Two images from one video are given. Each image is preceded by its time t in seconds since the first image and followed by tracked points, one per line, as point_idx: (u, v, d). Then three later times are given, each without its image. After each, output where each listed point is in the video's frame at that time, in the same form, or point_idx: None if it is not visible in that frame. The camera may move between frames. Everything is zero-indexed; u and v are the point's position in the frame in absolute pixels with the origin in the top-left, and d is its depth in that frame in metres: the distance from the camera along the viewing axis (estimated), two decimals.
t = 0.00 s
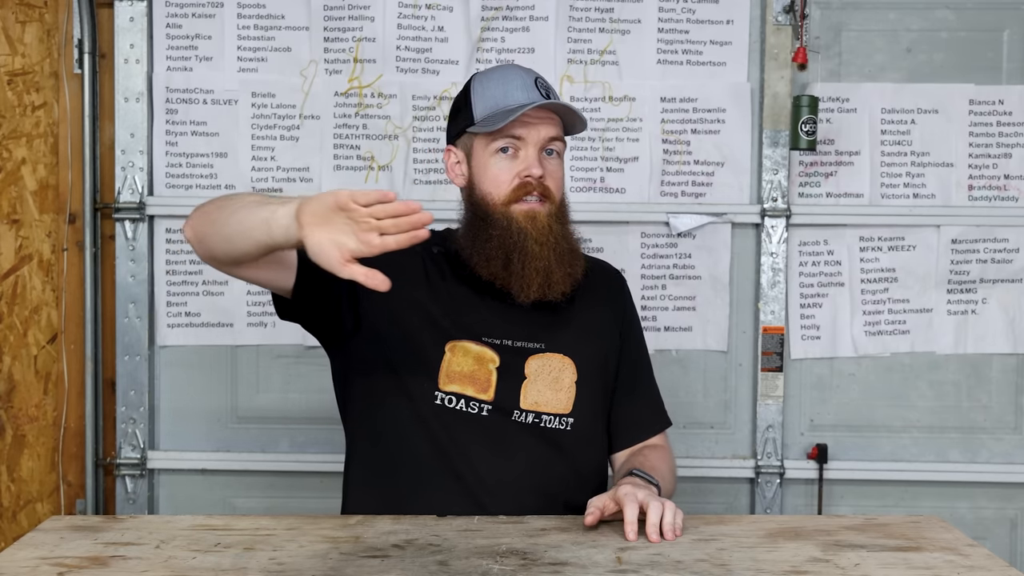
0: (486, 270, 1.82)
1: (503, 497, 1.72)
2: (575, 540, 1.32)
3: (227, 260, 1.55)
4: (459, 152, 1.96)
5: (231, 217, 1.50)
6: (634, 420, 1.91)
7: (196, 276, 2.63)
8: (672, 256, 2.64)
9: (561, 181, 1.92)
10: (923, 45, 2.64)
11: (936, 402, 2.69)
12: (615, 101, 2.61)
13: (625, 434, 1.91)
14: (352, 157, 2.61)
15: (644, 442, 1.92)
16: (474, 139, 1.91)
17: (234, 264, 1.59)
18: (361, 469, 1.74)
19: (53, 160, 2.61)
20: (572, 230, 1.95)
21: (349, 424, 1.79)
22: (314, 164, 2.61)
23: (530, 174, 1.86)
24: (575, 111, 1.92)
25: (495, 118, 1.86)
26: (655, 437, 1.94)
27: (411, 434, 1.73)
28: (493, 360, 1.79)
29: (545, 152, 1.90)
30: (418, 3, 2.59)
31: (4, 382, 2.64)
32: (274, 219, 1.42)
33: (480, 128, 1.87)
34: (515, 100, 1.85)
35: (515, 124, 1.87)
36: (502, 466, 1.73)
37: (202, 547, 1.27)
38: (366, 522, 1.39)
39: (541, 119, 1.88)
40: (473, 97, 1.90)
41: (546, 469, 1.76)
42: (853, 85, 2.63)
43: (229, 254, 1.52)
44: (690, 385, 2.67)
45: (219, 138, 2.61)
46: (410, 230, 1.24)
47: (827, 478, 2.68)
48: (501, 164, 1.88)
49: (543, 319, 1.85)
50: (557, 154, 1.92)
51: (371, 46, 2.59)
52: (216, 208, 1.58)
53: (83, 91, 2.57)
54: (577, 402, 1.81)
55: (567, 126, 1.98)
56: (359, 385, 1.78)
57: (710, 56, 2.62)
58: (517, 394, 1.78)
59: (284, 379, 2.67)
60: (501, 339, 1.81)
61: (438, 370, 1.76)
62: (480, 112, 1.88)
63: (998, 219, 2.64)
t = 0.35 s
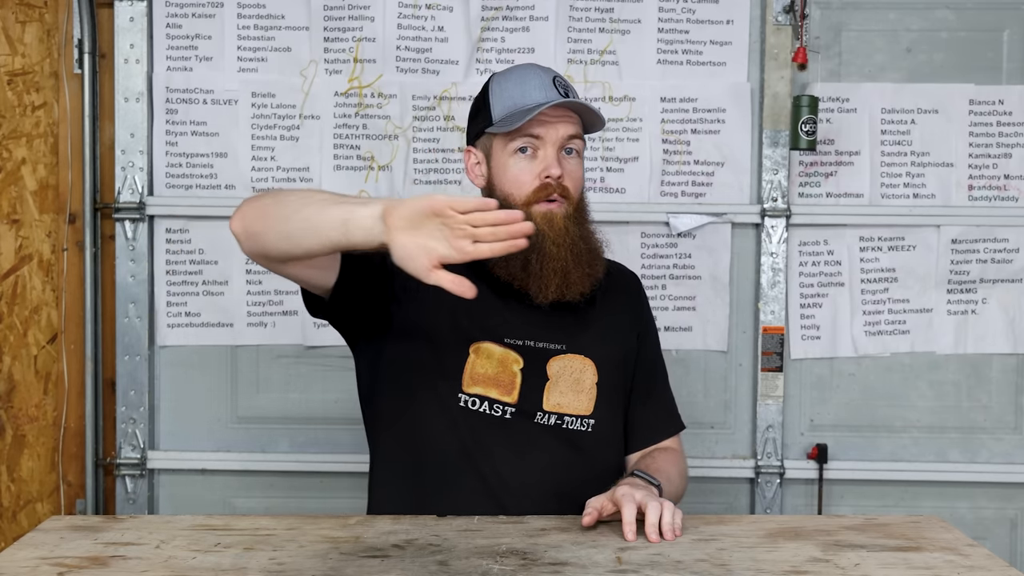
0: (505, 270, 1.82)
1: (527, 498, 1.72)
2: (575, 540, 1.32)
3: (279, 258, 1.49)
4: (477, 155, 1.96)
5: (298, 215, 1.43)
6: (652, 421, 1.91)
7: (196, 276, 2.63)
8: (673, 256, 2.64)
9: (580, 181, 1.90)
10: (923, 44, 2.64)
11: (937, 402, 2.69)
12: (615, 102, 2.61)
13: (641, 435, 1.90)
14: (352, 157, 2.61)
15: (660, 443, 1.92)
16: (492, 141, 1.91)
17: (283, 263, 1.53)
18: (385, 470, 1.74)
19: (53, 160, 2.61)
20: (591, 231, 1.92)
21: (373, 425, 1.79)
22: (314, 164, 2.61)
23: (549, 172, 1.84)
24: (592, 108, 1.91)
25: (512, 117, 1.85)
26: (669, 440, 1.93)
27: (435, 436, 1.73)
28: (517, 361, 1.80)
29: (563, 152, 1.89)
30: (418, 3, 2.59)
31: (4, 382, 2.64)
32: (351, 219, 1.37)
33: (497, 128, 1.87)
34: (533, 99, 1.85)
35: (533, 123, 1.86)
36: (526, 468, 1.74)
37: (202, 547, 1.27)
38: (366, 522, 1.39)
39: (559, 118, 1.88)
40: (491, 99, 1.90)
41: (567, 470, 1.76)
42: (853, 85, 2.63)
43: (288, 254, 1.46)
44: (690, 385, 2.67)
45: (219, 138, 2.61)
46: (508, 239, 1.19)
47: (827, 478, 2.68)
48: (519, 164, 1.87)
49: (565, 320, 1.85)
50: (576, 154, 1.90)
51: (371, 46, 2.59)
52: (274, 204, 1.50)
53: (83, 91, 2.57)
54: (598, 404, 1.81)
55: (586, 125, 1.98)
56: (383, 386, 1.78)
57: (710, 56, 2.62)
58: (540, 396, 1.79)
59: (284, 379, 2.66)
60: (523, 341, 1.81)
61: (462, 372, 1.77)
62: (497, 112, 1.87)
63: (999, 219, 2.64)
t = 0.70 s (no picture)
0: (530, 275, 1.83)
1: (553, 499, 1.72)
2: (575, 540, 1.32)
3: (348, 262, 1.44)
4: (497, 157, 1.97)
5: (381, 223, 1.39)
6: (671, 422, 1.92)
7: (196, 276, 2.63)
8: (672, 256, 2.64)
9: (601, 180, 1.90)
10: (923, 44, 2.64)
11: (937, 402, 2.69)
12: (615, 102, 2.61)
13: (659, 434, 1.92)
14: (352, 157, 2.61)
15: (676, 444, 1.93)
16: (511, 142, 1.91)
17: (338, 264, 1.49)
18: (411, 472, 1.74)
19: (54, 160, 2.61)
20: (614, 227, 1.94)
21: (399, 426, 1.78)
22: (314, 164, 2.61)
23: (569, 173, 1.85)
24: (609, 106, 1.90)
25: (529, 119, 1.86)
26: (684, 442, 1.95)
27: (463, 438, 1.73)
28: (543, 363, 1.80)
29: (582, 151, 1.89)
30: (418, 3, 2.59)
31: (4, 382, 2.64)
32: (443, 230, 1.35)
33: (516, 129, 1.87)
34: (549, 100, 1.84)
35: (550, 125, 1.86)
36: (552, 469, 1.74)
37: (202, 547, 1.27)
38: (366, 522, 1.39)
39: (576, 117, 1.87)
40: (508, 102, 1.91)
41: (593, 473, 1.76)
42: (853, 85, 2.63)
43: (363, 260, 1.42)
44: (690, 385, 2.67)
45: (219, 138, 2.61)
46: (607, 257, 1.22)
47: (827, 478, 2.68)
48: (539, 165, 1.87)
49: (587, 322, 1.86)
50: (595, 153, 1.90)
51: (371, 46, 2.59)
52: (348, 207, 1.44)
53: (83, 91, 2.57)
54: (620, 405, 1.83)
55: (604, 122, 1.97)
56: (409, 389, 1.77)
57: (710, 56, 2.62)
58: (565, 398, 1.79)
59: (284, 379, 2.66)
60: (548, 342, 1.82)
61: (489, 375, 1.76)
62: (514, 115, 1.88)
63: (999, 218, 2.64)
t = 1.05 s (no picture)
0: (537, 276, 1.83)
1: (564, 501, 1.73)
2: (575, 540, 1.32)
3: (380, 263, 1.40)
4: (507, 158, 1.96)
5: (413, 221, 1.36)
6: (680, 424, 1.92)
7: (196, 276, 2.63)
8: (672, 256, 2.64)
9: (611, 184, 1.89)
10: (923, 45, 2.64)
11: (937, 402, 2.69)
12: (615, 102, 2.61)
13: (669, 435, 1.89)
14: (352, 157, 2.61)
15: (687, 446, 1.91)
16: (522, 144, 1.91)
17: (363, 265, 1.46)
18: (423, 473, 1.74)
19: (53, 160, 2.61)
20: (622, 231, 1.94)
21: (411, 427, 1.78)
22: (314, 164, 2.61)
23: (578, 176, 1.85)
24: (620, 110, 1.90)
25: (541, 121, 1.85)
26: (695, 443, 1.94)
27: (473, 440, 1.73)
28: (552, 366, 1.80)
29: (592, 155, 1.88)
30: (418, 3, 2.59)
31: (4, 382, 2.64)
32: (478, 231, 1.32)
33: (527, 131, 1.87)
34: (559, 102, 1.84)
35: (560, 127, 1.86)
36: (562, 471, 1.74)
37: (201, 547, 1.27)
38: (366, 522, 1.39)
39: (587, 121, 1.87)
40: (519, 103, 1.90)
41: (603, 475, 1.76)
42: (853, 85, 2.63)
43: (393, 262, 1.38)
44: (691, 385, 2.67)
45: (219, 138, 2.61)
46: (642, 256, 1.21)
47: (828, 478, 2.68)
48: (549, 168, 1.87)
49: (595, 324, 1.86)
50: (605, 156, 1.90)
51: (371, 46, 2.59)
52: (379, 205, 1.40)
53: (83, 90, 2.57)
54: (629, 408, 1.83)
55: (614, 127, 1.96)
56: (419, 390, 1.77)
57: (710, 56, 2.62)
58: (574, 400, 1.79)
59: (284, 379, 2.66)
60: (558, 345, 1.82)
61: (498, 377, 1.77)
62: (525, 116, 1.87)
63: (999, 218, 2.64)
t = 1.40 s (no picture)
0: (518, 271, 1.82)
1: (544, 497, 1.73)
2: (575, 540, 1.32)
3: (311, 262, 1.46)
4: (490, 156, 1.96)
5: (334, 216, 1.41)
6: (669, 421, 1.90)
7: (196, 276, 2.63)
8: (673, 256, 2.64)
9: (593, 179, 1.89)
10: (923, 45, 2.64)
11: (937, 402, 2.69)
12: (615, 102, 2.61)
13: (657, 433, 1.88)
14: (352, 157, 2.61)
15: (676, 444, 1.90)
16: (503, 141, 1.91)
17: (306, 266, 1.52)
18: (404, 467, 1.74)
19: (53, 160, 2.61)
20: (608, 230, 1.92)
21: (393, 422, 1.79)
22: (314, 164, 2.61)
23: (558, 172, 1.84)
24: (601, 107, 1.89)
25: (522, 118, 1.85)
26: (687, 441, 1.92)
27: (454, 436, 1.73)
28: (534, 362, 1.80)
29: (573, 151, 1.88)
30: (418, 3, 2.59)
31: (4, 382, 2.64)
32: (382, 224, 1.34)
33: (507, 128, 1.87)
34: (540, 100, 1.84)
35: (540, 124, 1.86)
36: (543, 467, 1.74)
37: (202, 547, 1.27)
38: (366, 522, 1.39)
39: (567, 117, 1.87)
40: (501, 101, 1.90)
41: (584, 471, 1.76)
42: (852, 85, 2.63)
43: (321, 258, 1.44)
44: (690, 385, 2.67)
45: (219, 138, 2.61)
46: (539, 243, 1.21)
47: (827, 478, 2.68)
48: (530, 164, 1.86)
49: (581, 321, 1.85)
50: (587, 152, 1.90)
51: (371, 46, 2.59)
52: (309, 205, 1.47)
53: (83, 90, 2.57)
54: (616, 405, 1.82)
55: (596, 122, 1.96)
56: (401, 386, 1.77)
57: (710, 56, 2.62)
58: (557, 396, 1.79)
59: (284, 379, 2.66)
60: (541, 341, 1.82)
61: (480, 373, 1.77)
62: (507, 114, 1.88)
63: (999, 218, 2.64)
